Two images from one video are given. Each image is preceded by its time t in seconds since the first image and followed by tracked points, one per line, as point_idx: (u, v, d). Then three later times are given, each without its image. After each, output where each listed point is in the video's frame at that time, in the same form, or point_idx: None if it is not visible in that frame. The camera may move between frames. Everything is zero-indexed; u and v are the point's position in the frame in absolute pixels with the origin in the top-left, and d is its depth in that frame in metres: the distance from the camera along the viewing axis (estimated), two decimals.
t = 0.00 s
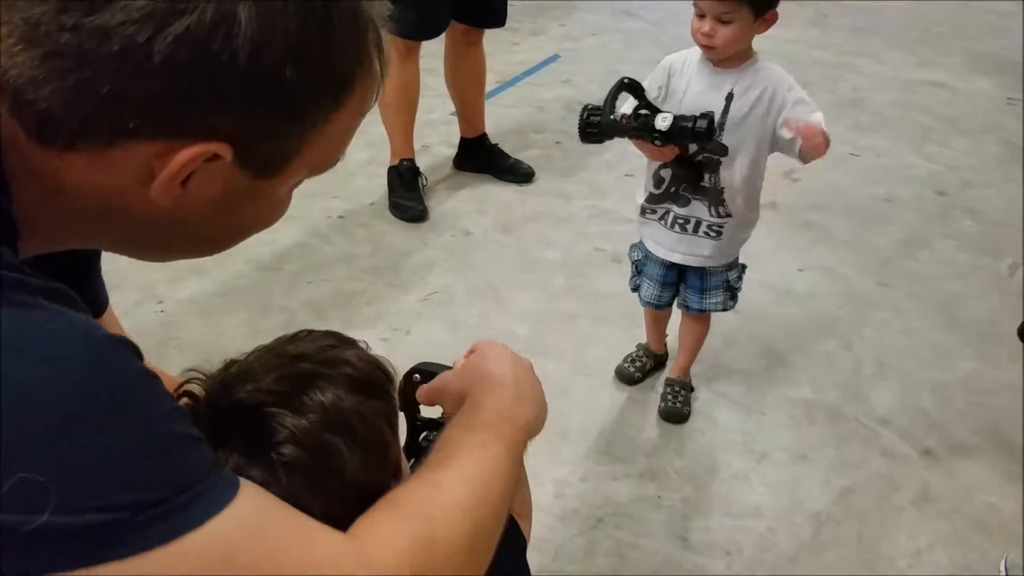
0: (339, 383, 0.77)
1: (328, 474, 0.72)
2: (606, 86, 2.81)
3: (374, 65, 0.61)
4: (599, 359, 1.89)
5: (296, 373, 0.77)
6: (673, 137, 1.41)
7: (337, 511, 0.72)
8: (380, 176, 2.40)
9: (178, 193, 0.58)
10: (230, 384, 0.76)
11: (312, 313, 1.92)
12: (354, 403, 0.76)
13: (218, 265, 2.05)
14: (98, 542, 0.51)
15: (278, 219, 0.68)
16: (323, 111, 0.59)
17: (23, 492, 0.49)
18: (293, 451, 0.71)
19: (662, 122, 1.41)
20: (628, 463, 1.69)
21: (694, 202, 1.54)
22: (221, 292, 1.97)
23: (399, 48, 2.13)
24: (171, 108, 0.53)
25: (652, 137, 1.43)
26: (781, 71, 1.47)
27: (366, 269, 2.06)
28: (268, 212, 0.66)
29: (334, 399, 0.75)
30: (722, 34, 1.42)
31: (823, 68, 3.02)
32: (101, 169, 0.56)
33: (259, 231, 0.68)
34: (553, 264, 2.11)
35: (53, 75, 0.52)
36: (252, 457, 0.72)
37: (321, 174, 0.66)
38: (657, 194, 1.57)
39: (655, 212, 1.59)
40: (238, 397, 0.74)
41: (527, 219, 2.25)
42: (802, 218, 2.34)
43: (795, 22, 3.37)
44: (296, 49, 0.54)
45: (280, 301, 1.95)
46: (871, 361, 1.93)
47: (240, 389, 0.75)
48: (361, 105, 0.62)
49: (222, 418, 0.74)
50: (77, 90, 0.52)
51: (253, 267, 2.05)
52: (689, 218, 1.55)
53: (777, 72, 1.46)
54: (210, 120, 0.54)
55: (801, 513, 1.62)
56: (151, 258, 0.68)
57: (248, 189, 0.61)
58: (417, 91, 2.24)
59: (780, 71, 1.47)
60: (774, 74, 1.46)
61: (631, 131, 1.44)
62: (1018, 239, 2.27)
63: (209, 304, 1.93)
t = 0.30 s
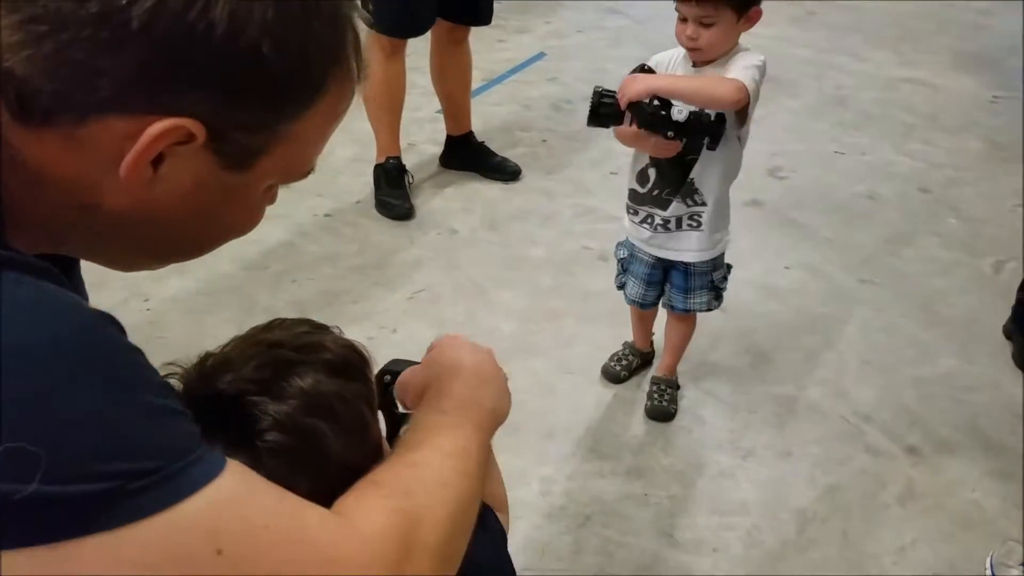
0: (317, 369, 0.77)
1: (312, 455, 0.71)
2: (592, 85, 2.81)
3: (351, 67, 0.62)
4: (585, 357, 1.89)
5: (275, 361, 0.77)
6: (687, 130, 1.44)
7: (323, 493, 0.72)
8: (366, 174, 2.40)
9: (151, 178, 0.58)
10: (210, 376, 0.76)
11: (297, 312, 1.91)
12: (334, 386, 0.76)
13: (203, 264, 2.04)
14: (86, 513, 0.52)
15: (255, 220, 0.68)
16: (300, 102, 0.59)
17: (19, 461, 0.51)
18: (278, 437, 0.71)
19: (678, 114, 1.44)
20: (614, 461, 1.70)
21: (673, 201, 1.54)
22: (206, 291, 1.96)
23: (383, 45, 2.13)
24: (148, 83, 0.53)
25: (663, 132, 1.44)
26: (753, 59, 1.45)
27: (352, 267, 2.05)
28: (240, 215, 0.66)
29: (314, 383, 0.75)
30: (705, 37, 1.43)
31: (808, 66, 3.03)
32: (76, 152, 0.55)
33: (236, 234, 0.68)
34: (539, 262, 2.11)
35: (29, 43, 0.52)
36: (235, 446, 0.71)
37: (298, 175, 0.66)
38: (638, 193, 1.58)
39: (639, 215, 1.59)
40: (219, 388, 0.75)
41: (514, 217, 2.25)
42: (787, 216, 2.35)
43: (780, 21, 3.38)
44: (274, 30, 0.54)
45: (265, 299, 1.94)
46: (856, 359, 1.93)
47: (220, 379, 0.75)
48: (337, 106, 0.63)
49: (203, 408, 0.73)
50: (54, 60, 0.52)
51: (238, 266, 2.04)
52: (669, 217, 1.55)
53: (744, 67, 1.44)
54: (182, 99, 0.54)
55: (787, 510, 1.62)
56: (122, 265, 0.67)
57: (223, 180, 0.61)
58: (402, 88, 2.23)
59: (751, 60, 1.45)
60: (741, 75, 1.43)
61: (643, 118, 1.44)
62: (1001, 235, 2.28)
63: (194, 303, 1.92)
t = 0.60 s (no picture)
0: (273, 415, 0.70)
1: (246, 510, 0.68)
2: (587, 84, 2.82)
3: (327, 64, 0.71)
4: (580, 357, 1.89)
5: (231, 399, 0.71)
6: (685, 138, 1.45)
7: (259, 543, 0.70)
8: (361, 174, 2.40)
9: (127, 166, 0.64)
10: (172, 400, 0.72)
11: (293, 311, 1.91)
12: (286, 437, 0.70)
13: (199, 264, 2.04)
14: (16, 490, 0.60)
15: (232, 214, 0.77)
16: (275, 91, 0.67)
17: None
18: (215, 487, 0.68)
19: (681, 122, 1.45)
20: (609, 461, 1.70)
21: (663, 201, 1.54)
22: (202, 291, 1.96)
23: (379, 44, 2.13)
24: (129, 64, 0.60)
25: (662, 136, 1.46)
26: (752, 65, 1.45)
27: (347, 267, 2.05)
28: (212, 206, 0.73)
29: (262, 433, 0.69)
30: (707, 44, 1.42)
31: (802, 65, 3.04)
32: (52, 141, 0.61)
33: (210, 224, 0.75)
34: (535, 262, 2.11)
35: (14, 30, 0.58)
36: (175, 483, 0.69)
37: (276, 174, 0.75)
38: (631, 191, 1.58)
39: (628, 211, 1.58)
40: (175, 419, 0.70)
41: (509, 217, 2.25)
42: (782, 215, 2.35)
43: (775, 20, 3.38)
44: (248, 18, 0.63)
45: (261, 299, 1.94)
46: (851, 358, 1.93)
47: (182, 404, 0.71)
48: (313, 103, 0.72)
49: (153, 438, 0.70)
50: (36, 41, 0.59)
51: (234, 266, 2.04)
52: (659, 218, 1.55)
53: (745, 78, 1.44)
54: (163, 86, 0.62)
55: (783, 509, 1.62)
56: (103, 258, 0.74)
57: (196, 169, 0.68)
58: (397, 87, 2.23)
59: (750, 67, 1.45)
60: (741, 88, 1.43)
61: (647, 118, 1.45)
62: (996, 234, 2.28)
63: (190, 303, 1.92)
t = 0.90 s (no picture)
0: (287, 396, 0.71)
1: (254, 491, 0.69)
2: (584, 85, 2.82)
3: (308, 79, 0.68)
4: (578, 356, 1.90)
5: (247, 377, 0.72)
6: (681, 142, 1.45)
7: (265, 524, 0.70)
8: (359, 174, 2.40)
9: (97, 185, 0.63)
10: (184, 378, 0.73)
11: (291, 311, 1.92)
12: (300, 418, 0.71)
13: (197, 264, 2.05)
14: None
15: (214, 230, 0.75)
16: (249, 111, 0.65)
17: None
18: (226, 465, 0.68)
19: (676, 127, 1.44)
20: (607, 460, 1.70)
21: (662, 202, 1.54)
22: (200, 291, 1.96)
23: (376, 44, 2.14)
24: (90, 82, 0.58)
25: (659, 139, 1.45)
26: (751, 70, 1.46)
27: (345, 267, 2.06)
28: (190, 222, 0.71)
29: (278, 414, 0.70)
30: (707, 46, 1.43)
31: (799, 65, 3.04)
32: (21, 157, 0.60)
33: (190, 240, 0.74)
34: (532, 261, 2.12)
35: None
36: (187, 459, 0.69)
37: (257, 191, 0.73)
38: (631, 190, 1.58)
39: (627, 211, 1.59)
40: (187, 396, 0.71)
41: (506, 217, 2.26)
42: (779, 215, 2.35)
43: (771, 20, 3.39)
44: (219, 36, 0.61)
45: (259, 300, 1.94)
46: (849, 357, 1.94)
47: (193, 384, 0.72)
48: (292, 123, 0.70)
49: (165, 417, 0.71)
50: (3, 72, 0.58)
51: (233, 266, 2.04)
52: (659, 219, 1.55)
53: (744, 83, 1.44)
54: (129, 104, 0.60)
55: (781, 508, 1.63)
56: (78, 275, 0.73)
57: (168, 186, 0.66)
58: (395, 88, 2.23)
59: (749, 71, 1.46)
60: (739, 92, 1.43)
61: (642, 125, 1.46)
62: (993, 233, 2.29)
63: (188, 303, 1.93)
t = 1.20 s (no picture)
0: (268, 403, 0.72)
1: (237, 497, 0.69)
2: (586, 89, 2.83)
3: (301, 88, 0.69)
4: (579, 361, 1.90)
5: (228, 384, 0.72)
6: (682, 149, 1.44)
7: (250, 528, 0.71)
8: (361, 179, 2.41)
9: (94, 187, 0.63)
10: (167, 385, 0.74)
11: (293, 315, 1.93)
12: (282, 423, 0.72)
13: (200, 269, 2.06)
14: None
15: (204, 239, 0.75)
16: (245, 118, 0.65)
17: None
18: (208, 472, 0.69)
19: (673, 136, 1.43)
20: (608, 464, 1.70)
21: (661, 207, 1.54)
22: (203, 296, 1.97)
23: (377, 49, 2.15)
24: (90, 86, 0.59)
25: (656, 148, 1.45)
26: (754, 76, 1.45)
27: (347, 271, 2.06)
28: (182, 231, 0.71)
29: (259, 420, 0.71)
30: (709, 53, 1.43)
31: (800, 69, 3.05)
32: (17, 159, 0.61)
33: (185, 248, 0.74)
34: (533, 265, 2.12)
35: None
36: (170, 466, 0.69)
37: (247, 198, 0.73)
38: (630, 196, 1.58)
39: (630, 218, 1.59)
40: (168, 404, 0.72)
41: (508, 221, 2.26)
42: (780, 219, 2.35)
43: (772, 24, 3.39)
44: (217, 43, 0.61)
45: (261, 304, 1.95)
46: (850, 361, 1.94)
47: (175, 390, 0.73)
48: (284, 132, 0.70)
49: (148, 425, 0.72)
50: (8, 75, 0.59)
51: (235, 271, 2.05)
52: (660, 227, 1.55)
53: (746, 89, 1.44)
54: (128, 108, 0.60)
55: (782, 513, 1.63)
56: (75, 276, 0.74)
57: (161, 193, 0.67)
58: (397, 92, 2.24)
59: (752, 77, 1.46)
60: (739, 99, 1.43)
61: (637, 134, 1.46)
62: (994, 236, 2.29)
63: (191, 307, 1.93)
